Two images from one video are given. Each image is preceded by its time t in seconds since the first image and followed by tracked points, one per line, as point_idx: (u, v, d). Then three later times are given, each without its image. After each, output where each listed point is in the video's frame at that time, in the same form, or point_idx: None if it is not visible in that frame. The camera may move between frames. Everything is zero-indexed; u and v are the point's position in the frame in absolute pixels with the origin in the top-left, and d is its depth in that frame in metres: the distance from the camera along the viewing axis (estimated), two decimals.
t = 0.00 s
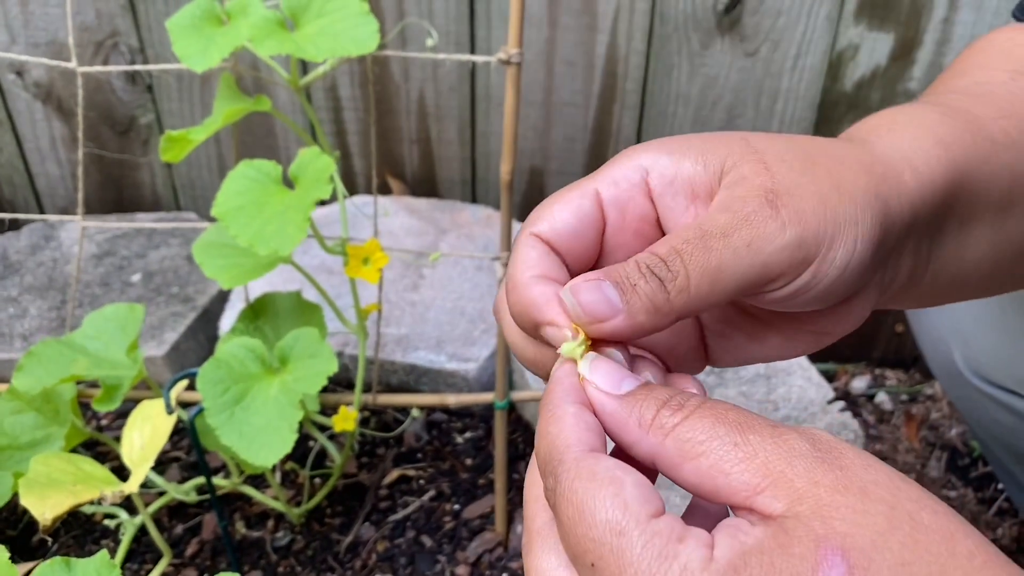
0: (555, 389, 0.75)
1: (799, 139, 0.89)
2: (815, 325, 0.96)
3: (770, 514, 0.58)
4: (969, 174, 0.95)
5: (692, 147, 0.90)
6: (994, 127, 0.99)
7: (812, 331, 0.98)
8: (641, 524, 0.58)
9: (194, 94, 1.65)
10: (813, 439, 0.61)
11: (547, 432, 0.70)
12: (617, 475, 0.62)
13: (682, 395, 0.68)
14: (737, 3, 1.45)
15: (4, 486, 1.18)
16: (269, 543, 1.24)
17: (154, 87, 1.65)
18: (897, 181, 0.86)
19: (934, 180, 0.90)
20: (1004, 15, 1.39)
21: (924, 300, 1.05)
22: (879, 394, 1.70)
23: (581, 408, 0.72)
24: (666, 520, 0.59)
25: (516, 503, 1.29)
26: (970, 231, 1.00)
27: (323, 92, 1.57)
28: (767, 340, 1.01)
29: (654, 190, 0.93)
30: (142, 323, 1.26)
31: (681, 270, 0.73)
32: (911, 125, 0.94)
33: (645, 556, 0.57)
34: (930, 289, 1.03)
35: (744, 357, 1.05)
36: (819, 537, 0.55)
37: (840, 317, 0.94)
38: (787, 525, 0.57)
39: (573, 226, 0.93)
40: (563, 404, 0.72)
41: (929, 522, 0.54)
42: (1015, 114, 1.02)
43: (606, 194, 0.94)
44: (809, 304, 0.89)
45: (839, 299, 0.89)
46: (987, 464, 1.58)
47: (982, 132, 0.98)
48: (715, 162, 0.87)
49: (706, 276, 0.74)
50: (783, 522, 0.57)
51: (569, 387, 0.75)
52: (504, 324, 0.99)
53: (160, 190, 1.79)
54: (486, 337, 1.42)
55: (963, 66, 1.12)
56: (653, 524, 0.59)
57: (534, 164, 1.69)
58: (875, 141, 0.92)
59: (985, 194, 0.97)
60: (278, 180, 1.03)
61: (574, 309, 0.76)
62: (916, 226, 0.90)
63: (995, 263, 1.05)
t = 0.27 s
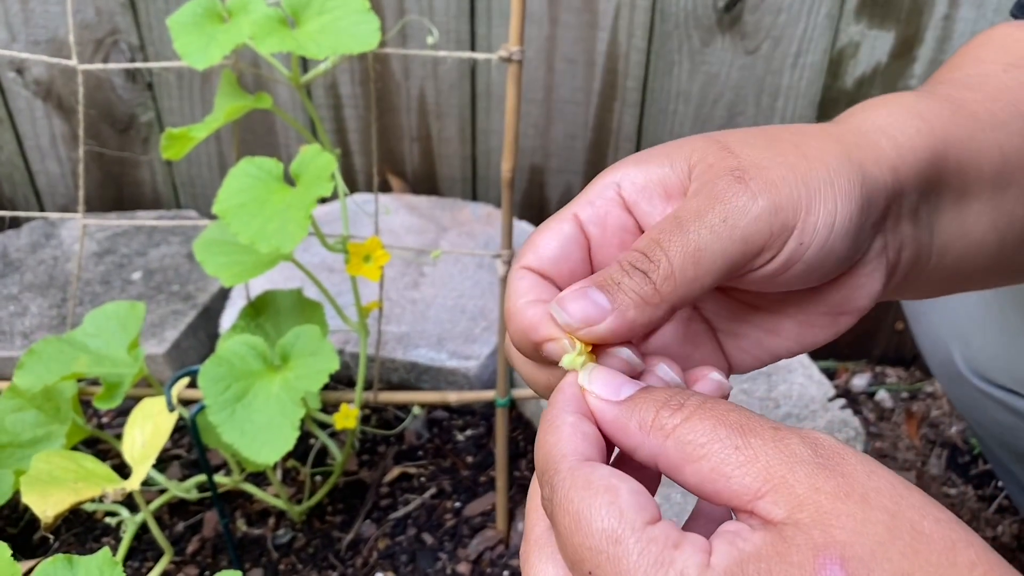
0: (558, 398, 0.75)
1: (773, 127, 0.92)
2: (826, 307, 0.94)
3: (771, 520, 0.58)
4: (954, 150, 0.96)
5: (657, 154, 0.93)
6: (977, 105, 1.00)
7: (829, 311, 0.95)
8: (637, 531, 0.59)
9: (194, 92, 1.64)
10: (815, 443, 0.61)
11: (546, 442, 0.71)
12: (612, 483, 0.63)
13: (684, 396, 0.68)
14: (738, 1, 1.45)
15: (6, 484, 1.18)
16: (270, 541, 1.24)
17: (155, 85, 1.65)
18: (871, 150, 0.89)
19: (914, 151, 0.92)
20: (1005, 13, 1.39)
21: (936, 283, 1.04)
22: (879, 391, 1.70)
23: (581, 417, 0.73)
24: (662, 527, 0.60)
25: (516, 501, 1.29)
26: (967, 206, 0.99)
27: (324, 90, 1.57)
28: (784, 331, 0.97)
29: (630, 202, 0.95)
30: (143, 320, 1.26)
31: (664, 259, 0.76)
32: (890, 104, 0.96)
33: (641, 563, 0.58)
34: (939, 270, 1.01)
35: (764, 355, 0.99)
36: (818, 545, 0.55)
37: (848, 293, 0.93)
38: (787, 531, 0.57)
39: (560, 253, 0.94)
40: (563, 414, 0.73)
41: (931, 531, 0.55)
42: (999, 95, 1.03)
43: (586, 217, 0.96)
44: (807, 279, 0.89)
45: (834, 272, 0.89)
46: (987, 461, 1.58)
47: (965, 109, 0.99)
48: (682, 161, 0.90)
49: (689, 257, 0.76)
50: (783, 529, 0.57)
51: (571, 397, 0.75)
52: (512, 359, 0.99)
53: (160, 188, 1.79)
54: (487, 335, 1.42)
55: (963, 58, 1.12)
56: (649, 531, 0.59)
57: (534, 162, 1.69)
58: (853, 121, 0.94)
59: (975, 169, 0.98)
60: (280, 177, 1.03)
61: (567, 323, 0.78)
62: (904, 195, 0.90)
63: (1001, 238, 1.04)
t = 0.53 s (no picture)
0: (571, 393, 0.75)
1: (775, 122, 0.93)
2: (843, 295, 0.94)
3: (784, 515, 0.58)
4: (958, 138, 0.96)
5: (657, 156, 0.94)
6: (979, 95, 1.01)
7: (847, 300, 0.94)
8: (649, 528, 0.59)
9: (199, 88, 1.64)
10: (827, 436, 0.61)
11: (557, 438, 0.71)
12: (623, 480, 0.62)
13: (696, 388, 0.68)
14: None
15: (13, 481, 1.18)
16: (277, 537, 1.24)
17: (159, 82, 1.65)
18: (871, 135, 0.89)
19: (917, 136, 0.92)
20: (1011, 10, 1.39)
21: (954, 273, 1.02)
22: (884, 389, 1.70)
23: (593, 414, 0.73)
24: (674, 523, 0.59)
25: (523, 497, 1.29)
26: (979, 193, 0.99)
27: (329, 86, 1.57)
28: (803, 324, 0.97)
29: (635, 205, 0.95)
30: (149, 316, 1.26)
31: (666, 251, 0.76)
32: (893, 95, 0.97)
33: (653, 559, 0.58)
34: (957, 259, 1.00)
35: (785, 350, 1.00)
36: (830, 542, 0.55)
37: (864, 280, 0.92)
38: (799, 527, 0.57)
39: (569, 261, 0.94)
40: (575, 410, 0.73)
41: (944, 527, 0.54)
42: (1000, 86, 1.04)
43: (592, 224, 0.96)
44: (816, 264, 0.88)
45: (843, 257, 0.88)
46: (992, 459, 1.57)
47: (967, 100, 0.99)
48: (681, 160, 0.90)
49: (692, 245, 0.76)
50: (795, 524, 0.57)
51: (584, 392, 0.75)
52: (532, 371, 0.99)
53: (165, 185, 1.79)
54: (493, 332, 1.42)
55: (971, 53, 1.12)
56: (661, 527, 0.59)
57: (539, 159, 1.69)
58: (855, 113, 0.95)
59: (982, 156, 0.98)
60: (287, 173, 1.03)
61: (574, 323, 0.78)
62: (911, 178, 0.90)
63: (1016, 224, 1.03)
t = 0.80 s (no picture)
0: (585, 395, 0.76)
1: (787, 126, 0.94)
2: (860, 296, 0.94)
3: (797, 517, 0.58)
4: (971, 139, 0.96)
5: (669, 165, 0.94)
6: (989, 98, 1.01)
7: (864, 301, 0.94)
8: (661, 531, 0.59)
9: (206, 89, 1.65)
10: (841, 438, 0.61)
11: (570, 441, 0.71)
12: (635, 483, 0.63)
13: (709, 388, 0.68)
14: None
15: (23, 479, 1.18)
16: (285, 537, 1.24)
17: (166, 82, 1.65)
18: (885, 137, 0.89)
19: (930, 137, 0.92)
20: (1018, 11, 1.39)
21: (972, 274, 1.02)
22: (889, 390, 1.71)
23: (606, 417, 0.73)
24: (685, 525, 0.60)
25: (531, 497, 1.29)
26: (994, 192, 0.99)
27: (336, 87, 1.58)
28: (822, 326, 0.97)
29: (649, 212, 0.95)
30: (158, 317, 1.27)
31: (681, 254, 0.76)
32: (905, 99, 0.97)
33: (666, 561, 0.58)
34: (975, 260, 1.00)
35: (806, 353, 0.99)
36: (842, 546, 0.55)
37: (880, 281, 0.92)
38: (813, 530, 0.57)
39: (585, 268, 0.94)
40: (588, 413, 0.73)
41: (957, 532, 0.54)
42: (1011, 88, 1.04)
43: (607, 232, 0.96)
44: (831, 265, 0.88)
45: (857, 258, 0.88)
46: (998, 460, 1.57)
47: (978, 102, 1.00)
48: (694, 167, 0.91)
49: (706, 247, 0.76)
50: (807, 527, 0.57)
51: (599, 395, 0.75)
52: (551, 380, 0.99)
53: (171, 185, 1.79)
54: (500, 332, 1.42)
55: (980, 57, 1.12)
56: (672, 530, 0.59)
57: (546, 160, 1.69)
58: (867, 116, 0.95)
59: (995, 156, 0.98)
60: (298, 173, 1.04)
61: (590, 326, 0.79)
62: (927, 179, 0.90)
63: None
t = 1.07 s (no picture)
0: (593, 396, 0.75)
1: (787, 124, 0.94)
2: (867, 289, 0.93)
3: (808, 519, 0.58)
4: (974, 133, 0.96)
5: (670, 165, 0.95)
6: (993, 94, 1.01)
7: (873, 293, 0.94)
8: (671, 533, 0.59)
9: (210, 88, 1.64)
10: (853, 440, 0.60)
11: (577, 440, 0.71)
12: (644, 484, 0.62)
13: (718, 387, 0.67)
14: None
15: (26, 478, 1.18)
16: (289, 537, 1.24)
17: (170, 81, 1.65)
18: (885, 131, 0.89)
19: (931, 131, 0.92)
20: None
21: (982, 268, 1.01)
22: (893, 391, 1.70)
23: (614, 417, 0.72)
24: (695, 527, 0.59)
25: (535, 497, 1.29)
26: (1000, 186, 0.98)
27: (340, 86, 1.58)
28: (831, 321, 0.96)
29: (652, 213, 0.95)
30: (162, 316, 1.26)
31: (683, 249, 0.76)
32: (906, 95, 0.97)
33: (677, 563, 0.58)
34: (983, 254, 0.99)
35: (817, 349, 0.99)
36: (853, 548, 0.55)
37: (886, 272, 0.92)
38: (824, 532, 0.57)
39: (591, 271, 0.94)
40: (596, 413, 0.73)
41: (970, 535, 0.54)
42: (1013, 83, 1.04)
43: (611, 235, 0.96)
44: (835, 257, 0.87)
45: (861, 249, 0.88)
46: (1002, 461, 1.56)
47: (980, 98, 0.99)
48: (695, 166, 0.91)
49: (708, 242, 0.76)
50: (819, 529, 0.57)
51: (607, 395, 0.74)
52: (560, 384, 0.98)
53: (174, 185, 1.79)
54: (504, 332, 1.42)
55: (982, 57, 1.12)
56: (683, 532, 0.59)
57: (549, 160, 1.69)
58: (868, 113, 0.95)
59: (999, 149, 0.97)
60: (304, 172, 1.03)
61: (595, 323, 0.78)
62: (928, 171, 0.90)
63: None
